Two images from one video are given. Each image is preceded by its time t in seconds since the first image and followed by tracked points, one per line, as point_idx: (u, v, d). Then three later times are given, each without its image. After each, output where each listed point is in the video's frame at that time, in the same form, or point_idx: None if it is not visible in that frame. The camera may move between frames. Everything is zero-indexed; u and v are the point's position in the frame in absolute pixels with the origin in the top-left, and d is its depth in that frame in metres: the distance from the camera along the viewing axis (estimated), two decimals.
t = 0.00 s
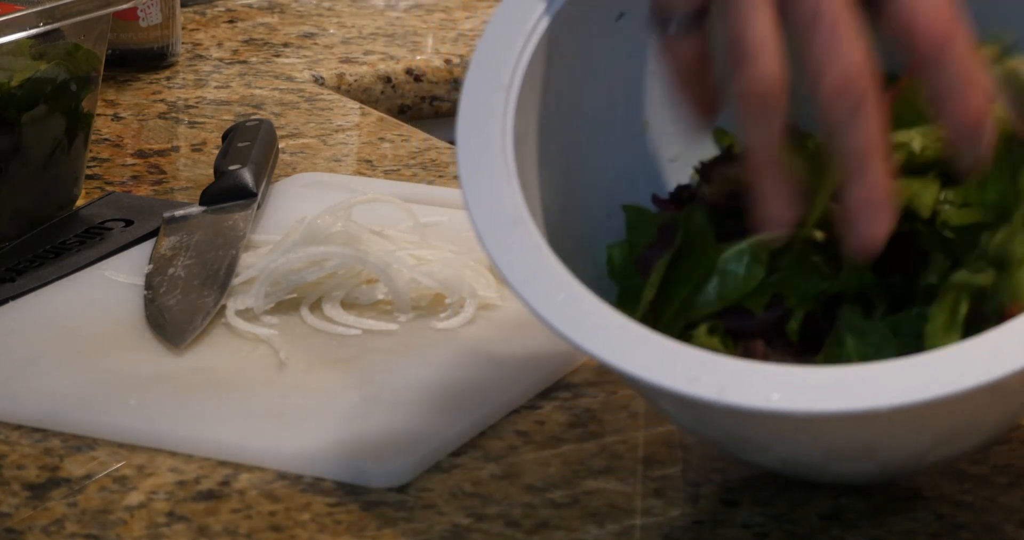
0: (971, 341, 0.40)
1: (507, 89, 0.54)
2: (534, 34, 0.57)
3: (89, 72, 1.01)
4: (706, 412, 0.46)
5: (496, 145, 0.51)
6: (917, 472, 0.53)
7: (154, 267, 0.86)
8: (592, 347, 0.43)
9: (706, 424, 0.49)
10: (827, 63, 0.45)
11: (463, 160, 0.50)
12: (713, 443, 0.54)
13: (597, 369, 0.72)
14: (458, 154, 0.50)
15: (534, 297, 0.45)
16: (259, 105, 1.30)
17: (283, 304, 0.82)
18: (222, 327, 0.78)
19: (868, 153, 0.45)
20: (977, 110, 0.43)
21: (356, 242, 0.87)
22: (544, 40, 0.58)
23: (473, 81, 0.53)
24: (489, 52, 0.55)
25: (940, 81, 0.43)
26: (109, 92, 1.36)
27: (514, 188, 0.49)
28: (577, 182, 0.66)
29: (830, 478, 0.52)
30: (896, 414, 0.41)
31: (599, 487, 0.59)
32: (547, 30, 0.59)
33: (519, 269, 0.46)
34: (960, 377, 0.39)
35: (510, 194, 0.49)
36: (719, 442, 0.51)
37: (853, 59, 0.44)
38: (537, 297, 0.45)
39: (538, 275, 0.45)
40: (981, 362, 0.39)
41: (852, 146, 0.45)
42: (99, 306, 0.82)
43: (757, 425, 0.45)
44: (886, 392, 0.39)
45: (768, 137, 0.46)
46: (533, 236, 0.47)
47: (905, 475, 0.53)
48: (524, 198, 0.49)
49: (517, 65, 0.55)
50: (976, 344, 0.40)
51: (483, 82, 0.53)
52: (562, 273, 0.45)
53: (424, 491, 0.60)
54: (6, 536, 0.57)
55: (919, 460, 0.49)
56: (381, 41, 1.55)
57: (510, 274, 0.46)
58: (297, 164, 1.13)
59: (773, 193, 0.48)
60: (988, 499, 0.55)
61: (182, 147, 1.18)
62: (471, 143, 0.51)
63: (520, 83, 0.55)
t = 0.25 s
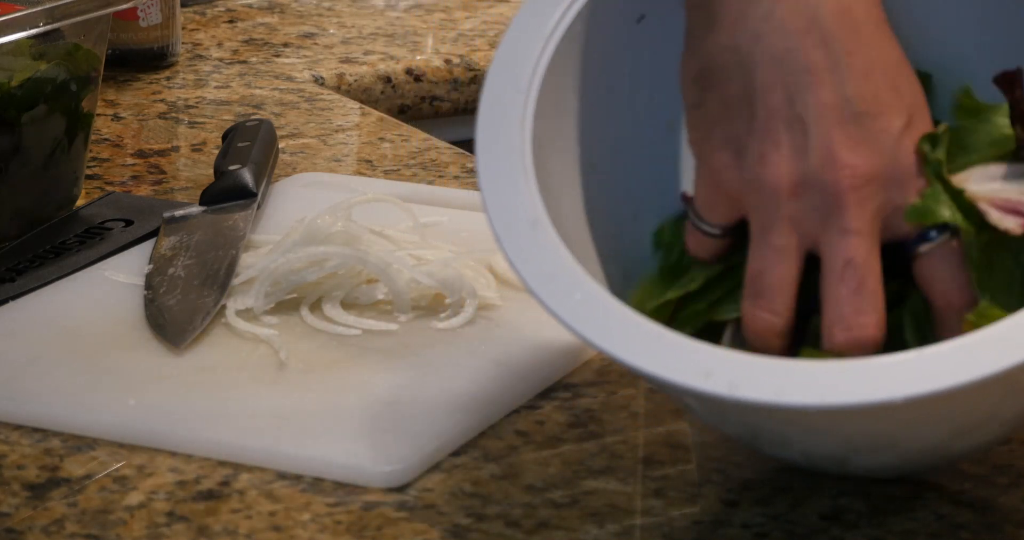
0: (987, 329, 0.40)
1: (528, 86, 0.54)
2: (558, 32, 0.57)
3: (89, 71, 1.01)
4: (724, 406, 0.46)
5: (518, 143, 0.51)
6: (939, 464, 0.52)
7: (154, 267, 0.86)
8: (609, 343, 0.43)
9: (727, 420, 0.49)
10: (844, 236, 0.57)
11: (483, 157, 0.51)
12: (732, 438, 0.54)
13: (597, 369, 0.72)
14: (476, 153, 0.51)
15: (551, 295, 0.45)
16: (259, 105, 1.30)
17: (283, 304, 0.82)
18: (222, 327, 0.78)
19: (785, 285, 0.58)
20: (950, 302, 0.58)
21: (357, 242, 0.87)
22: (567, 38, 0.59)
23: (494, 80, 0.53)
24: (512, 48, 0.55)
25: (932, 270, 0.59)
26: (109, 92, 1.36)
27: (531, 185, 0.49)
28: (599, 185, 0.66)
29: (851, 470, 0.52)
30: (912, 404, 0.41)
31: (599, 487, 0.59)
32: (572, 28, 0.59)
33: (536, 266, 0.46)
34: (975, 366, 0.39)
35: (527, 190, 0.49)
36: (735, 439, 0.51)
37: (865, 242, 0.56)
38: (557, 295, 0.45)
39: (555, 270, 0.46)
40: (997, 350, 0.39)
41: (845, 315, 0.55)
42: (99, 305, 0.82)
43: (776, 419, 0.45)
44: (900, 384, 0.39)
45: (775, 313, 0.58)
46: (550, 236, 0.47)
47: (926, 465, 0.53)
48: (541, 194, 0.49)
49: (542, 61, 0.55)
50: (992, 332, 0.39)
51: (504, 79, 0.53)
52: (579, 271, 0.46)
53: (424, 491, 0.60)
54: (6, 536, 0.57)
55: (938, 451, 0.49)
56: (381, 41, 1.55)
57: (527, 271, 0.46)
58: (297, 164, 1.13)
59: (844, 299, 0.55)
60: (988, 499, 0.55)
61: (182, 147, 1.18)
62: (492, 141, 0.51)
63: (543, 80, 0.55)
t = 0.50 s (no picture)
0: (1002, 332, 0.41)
1: (540, 81, 0.53)
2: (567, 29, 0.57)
3: (89, 72, 1.01)
4: (740, 402, 0.46)
5: (529, 138, 0.51)
6: (948, 472, 0.52)
7: (154, 267, 0.86)
8: (628, 336, 0.43)
9: (737, 419, 0.49)
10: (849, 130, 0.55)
11: (496, 151, 0.50)
12: (741, 439, 0.54)
13: (597, 369, 0.72)
14: (488, 148, 0.50)
15: (567, 288, 0.45)
16: (259, 105, 1.30)
17: (283, 304, 0.82)
18: (222, 327, 0.78)
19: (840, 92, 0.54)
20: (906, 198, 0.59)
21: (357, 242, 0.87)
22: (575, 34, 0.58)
23: (505, 75, 0.53)
24: (524, 43, 0.54)
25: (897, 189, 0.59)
26: (109, 92, 1.36)
27: (545, 181, 0.49)
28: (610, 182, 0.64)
29: (859, 474, 0.52)
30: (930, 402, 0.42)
31: (599, 487, 0.59)
32: (581, 24, 0.59)
33: (551, 260, 0.46)
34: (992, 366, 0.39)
35: (540, 186, 0.49)
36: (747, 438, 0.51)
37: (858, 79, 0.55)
38: (573, 289, 0.45)
39: (570, 264, 0.45)
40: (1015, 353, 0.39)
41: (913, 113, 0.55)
42: (98, 305, 0.82)
43: (792, 417, 0.45)
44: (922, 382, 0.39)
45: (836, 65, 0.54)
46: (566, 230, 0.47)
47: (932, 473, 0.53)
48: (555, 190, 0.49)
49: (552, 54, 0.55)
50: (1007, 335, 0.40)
51: (516, 74, 0.53)
52: (594, 265, 0.46)
53: (424, 491, 0.60)
54: (6, 536, 0.57)
55: (950, 456, 0.49)
56: (381, 41, 1.55)
57: (542, 264, 0.45)
58: (297, 164, 1.13)
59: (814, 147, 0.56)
60: (988, 499, 0.55)
61: (182, 148, 1.18)
62: (505, 135, 0.51)
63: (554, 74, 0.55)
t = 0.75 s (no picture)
0: None
1: (558, 86, 0.53)
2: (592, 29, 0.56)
3: (89, 72, 1.01)
4: (761, 403, 0.46)
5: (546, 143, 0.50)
6: (967, 476, 0.52)
7: (154, 267, 0.86)
8: (649, 338, 0.43)
9: (759, 422, 0.49)
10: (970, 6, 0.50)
11: (514, 156, 0.50)
12: (760, 444, 0.54)
13: (597, 369, 0.72)
14: (506, 151, 0.50)
15: (588, 290, 0.45)
16: (259, 105, 1.30)
17: (283, 304, 0.82)
18: (222, 327, 0.78)
19: None
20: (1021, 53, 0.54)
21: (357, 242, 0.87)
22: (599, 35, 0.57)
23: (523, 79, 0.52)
24: (545, 45, 0.53)
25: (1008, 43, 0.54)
26: (109, 92, 1.36)
27: (565, 185, 0.49)
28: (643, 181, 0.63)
29: (877, 479, 0.52)
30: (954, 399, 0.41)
31: (599, 487, 0.59)
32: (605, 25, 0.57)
33: (571, 263, 0.46)
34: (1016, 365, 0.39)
35: (560, 188, 0.49)
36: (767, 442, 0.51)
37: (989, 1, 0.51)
38: (594, 291, 0.45)
39: (591, 267, 0.46)
40: None
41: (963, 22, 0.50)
42: (98, 306, 0.82)
43: (813, 417, 0.45)
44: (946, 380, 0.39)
45: None
46: (586, 233, 0.47)
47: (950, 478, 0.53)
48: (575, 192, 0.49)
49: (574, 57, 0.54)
50: None
51: (535, 79, 0.52)
52: (615, 267, 0.46)
53: (424, 491, 0.60)
54: (6, 536, 0.57)
55: (970, 458, 0.48)
56: (381, 42, 1.55)
57: (562, 267, 0.46)
58: (297, 165, 1.13)
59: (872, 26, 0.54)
60: (988, 499, 0.55)
61: (182, 148, 1.18)
62: (524, 139, 0.51)
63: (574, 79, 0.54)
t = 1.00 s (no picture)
0: None
1: (573, 76, 0.54)
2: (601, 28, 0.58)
3: (89, 71, 1.01)
4: (773, 395, 0.46)
5: (563, 132, 0.51)
6: (973, 477, 0.52)
7: (154, 267, 0.86)
8: (665, 325, 0.43)
9: (767, 416, 0.49)
10: (902, 201, 0.50)
11: (527, 144, 0.51)
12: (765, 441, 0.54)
13: (597, 369, 0.72)
14: (522, 141, 0.51)
15: (604, 278, 0.45)
16: (259, 105, 1.30)
17: (283, 304, 0.82)
18: (222, 327, 0.78)
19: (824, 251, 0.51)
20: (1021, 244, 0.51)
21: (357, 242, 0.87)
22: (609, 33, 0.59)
23: (540, 68, 0.54)
24: (561, 38, 0.55)
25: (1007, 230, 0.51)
26: (109, 92, 1.36)
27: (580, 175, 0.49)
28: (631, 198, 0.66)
29: (882, 478, 0.52)
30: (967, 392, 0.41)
31: (599, 487, 0.59)
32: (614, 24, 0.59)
33: (587, 251, 0.46)
34: None
35: (575, 178, 0.49)
36: (776, 437, 0.51)
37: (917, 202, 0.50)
38: (610, 278, 0.45)
39: (606, 256, 0.46)
40: None
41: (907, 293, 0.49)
42: (98, 306, 0.82)
43: (824, 409, 0.45)
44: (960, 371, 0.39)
45: (809, 286, 0.52)
46: (601, 220, 0.47)
47: (954, 481, 0.53)
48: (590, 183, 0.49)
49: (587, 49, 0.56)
50: None
51: (550, 68, 0.54)
52: (631, 255, 0.46)
53: (424, 491, 0.60)
54: (6, 536, 0.57)
55: (978, 458, 0.48)
56: (381, 42, 1.55)
57: (577, 255, 0.46)
58: (297, 164, 1.13)
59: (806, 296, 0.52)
60: (988, 499, 0.55)
61: (182, 147, 1.18)
62: (540, 129, 0.51)
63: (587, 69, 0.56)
